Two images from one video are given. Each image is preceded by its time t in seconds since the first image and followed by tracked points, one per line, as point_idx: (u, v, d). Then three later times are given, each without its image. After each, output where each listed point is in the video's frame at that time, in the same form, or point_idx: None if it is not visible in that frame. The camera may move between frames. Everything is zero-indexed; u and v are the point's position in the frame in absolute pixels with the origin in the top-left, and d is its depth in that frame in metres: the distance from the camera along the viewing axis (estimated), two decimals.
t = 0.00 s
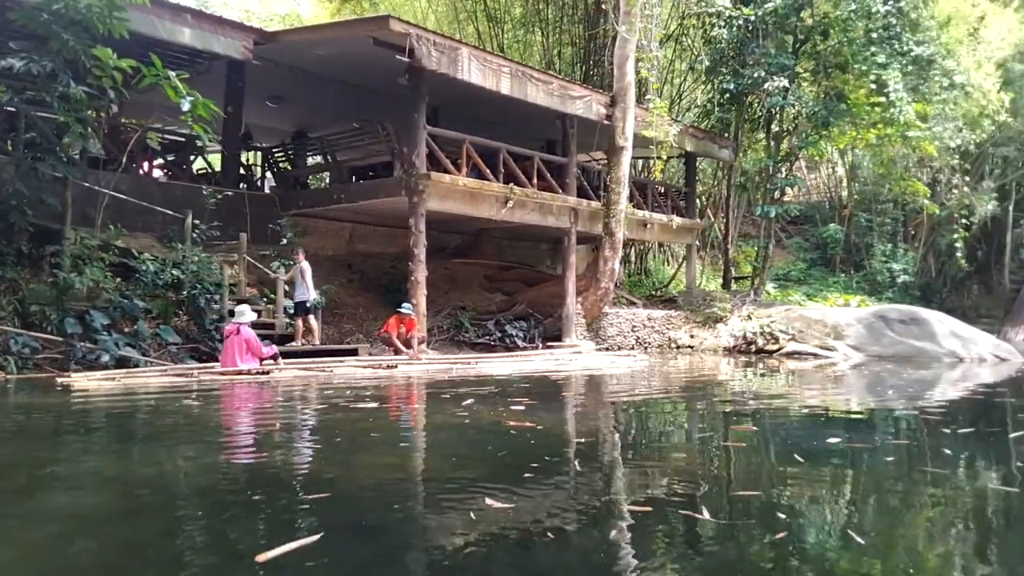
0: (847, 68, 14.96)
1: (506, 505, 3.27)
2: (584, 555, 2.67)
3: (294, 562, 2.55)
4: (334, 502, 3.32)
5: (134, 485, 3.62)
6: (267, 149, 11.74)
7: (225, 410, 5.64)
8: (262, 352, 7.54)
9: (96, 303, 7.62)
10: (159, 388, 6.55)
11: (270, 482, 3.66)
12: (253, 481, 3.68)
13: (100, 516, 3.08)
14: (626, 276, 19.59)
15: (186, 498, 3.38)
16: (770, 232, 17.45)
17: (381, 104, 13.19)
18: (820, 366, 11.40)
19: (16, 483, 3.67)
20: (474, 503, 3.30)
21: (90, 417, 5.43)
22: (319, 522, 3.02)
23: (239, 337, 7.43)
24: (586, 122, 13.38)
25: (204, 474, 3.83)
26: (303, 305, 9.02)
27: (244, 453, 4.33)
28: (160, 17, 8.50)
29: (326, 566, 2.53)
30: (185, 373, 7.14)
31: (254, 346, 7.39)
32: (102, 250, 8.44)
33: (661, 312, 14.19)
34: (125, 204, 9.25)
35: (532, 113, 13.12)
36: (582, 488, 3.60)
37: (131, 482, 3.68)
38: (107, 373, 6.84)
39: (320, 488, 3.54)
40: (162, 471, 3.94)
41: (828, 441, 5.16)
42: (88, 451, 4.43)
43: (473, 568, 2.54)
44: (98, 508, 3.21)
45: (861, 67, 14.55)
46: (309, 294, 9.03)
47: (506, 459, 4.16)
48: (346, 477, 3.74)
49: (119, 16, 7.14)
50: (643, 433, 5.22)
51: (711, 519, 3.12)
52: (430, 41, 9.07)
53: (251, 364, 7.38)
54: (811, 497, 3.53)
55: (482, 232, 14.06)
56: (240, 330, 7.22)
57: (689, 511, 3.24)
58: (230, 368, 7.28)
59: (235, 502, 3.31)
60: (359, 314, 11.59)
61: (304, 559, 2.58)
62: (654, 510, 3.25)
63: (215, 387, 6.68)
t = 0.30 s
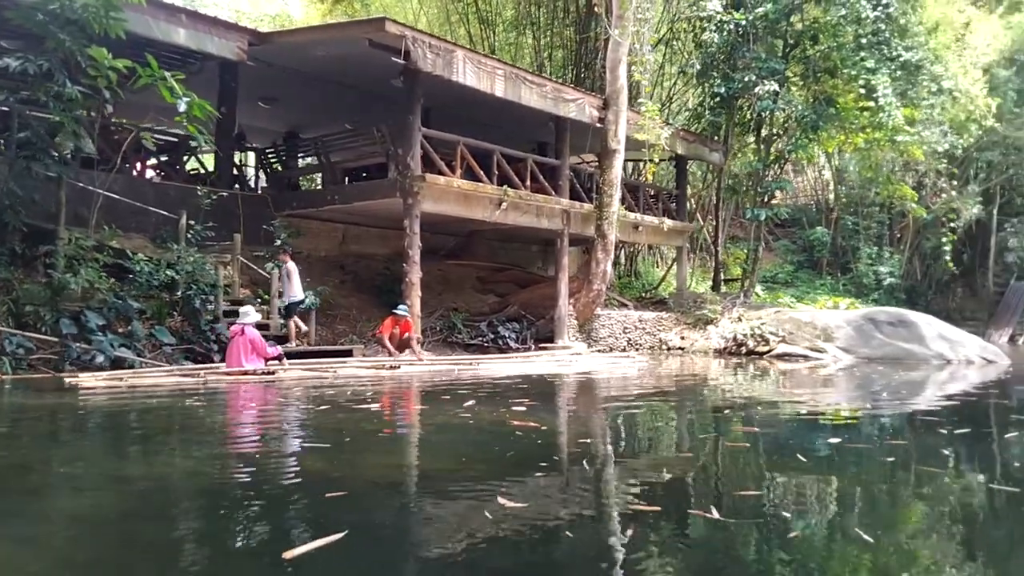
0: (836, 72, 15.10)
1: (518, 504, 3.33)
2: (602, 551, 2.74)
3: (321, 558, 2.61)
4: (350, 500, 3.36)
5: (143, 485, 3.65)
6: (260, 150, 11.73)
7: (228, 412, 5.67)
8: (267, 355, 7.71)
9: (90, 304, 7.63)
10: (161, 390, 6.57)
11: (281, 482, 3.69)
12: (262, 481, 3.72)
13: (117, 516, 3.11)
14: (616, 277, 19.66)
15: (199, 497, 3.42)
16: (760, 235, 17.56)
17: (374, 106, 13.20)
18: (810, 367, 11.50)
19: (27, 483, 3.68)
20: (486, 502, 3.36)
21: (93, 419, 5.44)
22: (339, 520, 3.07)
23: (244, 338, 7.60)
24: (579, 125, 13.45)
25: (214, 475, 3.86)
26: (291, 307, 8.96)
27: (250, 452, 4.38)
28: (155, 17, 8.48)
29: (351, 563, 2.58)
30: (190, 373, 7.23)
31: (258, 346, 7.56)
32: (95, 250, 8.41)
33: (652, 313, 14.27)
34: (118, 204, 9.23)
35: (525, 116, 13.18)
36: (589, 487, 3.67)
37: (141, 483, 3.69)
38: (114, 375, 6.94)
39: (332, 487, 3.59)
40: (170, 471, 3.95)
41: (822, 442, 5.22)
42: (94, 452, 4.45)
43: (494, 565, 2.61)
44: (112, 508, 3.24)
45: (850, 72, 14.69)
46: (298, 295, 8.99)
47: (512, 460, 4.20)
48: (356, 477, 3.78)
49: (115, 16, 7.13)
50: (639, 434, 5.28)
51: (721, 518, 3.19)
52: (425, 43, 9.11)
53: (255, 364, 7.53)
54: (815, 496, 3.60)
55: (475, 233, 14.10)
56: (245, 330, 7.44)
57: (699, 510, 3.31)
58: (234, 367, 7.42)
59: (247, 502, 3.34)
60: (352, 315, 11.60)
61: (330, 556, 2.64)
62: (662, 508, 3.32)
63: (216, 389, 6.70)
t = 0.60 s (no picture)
0: (822, 77, 15.25)
1: (525, 504, 3.39)
2: (610, 549, 2.80)
3: (337, 557, 2.65)
4: (357, 500, 3.39)
5: (146, 486, 3.66)
6: (249, 151, 11.70)
7: (224, 414, 5.67)
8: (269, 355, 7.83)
9: (80, 305, 7.61)
10: (155, 392, 6.56)
11: (285, 482, 3.71)
12: (266, 481, 3.75)
13: (125, 517, 3.12)
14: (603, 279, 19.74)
15: (205, 498, 3.44)
16: (746, 237, 17.68)
17: (363, 107, 13.20)
18: (797, 369, 11.61)
19: (29, 485, 3.67)
20: (493, 502, 3.41)
21: (88, 421, 5.43)
22: (350, 519, 3.10)
23: (245, 339, 7.71)
24: (568, 128, 13.52)
25: (216, 475, 3.87)
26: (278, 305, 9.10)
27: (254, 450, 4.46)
28: (145, 17, 8.45)
29: (367, 561, 2.62)
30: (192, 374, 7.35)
31: (259, 346, 7.66)
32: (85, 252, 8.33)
33: (640, 315, 14.35)
34: (106, 204, 9.18)
35: (515, 118, 13.23)
36: (592, 487, 3.72)
37: (144, 484, 3.70)
38: (116, 374, 7.05)
39: (338, 487, 3.62)
40: (172, 472, 3.96)
41: (812, 443, 5.29)
42: (94, 453, 4.45)
43: (507, 563, 2.65)
44: (120, 508, 3.25)
45: (836, 76, 14.84)
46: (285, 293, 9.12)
47: (511, 461, 4.24)
48: (359, 477, 3.81)
49: (107, 16, 7.10)
50: (633, 435, 5.33)
51: (722, 517, 3.26)
52: (417, 45, 9.14)
53: (256, 364, 7.65)
54: (811, 495, 3.67)
55: (464, 235, 14.13)
56: (244, 331, 7.53)
57: (701, 509, 3.38)
58: (236, 368, 7.54)
59: (254, 502, 3.37)
60: (341, 316, 11.61)
61: (346, 555, 2.68)
62: (664, 508, 3.38)
63: (213, 390, 6.73)
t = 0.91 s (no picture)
0: (806, 80, 15.39)
1: (529, 501, 3.44)
2: (620, 546, 2.86)
3: (352, 554, 2.68)
4: (362, 498, 3.43)
5: (146, 484, 3.67)
6: (236, 149, 11.65)
7: (219, 414, 5.67)
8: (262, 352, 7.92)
9: (66, 303, 7.57)
10: (146, 392, 6.53)
11: (286, 481, 3.73)
12: (268, 479, 3.77)
13: (129, 516, 3.12)
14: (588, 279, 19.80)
15: (210, 496, 3.45)
16: (731, 239, 17.80)
17: (350, 105, 13.17)
18: (781, 368, 11.73)
19: (27, 484, 3.65)
20: (498, 499, 3.45)
21: (80, 420, 5.40)
22: (358, 516, 3.14)
23: (241, 337, 7.77)
24: (556, 128, 13.56)
25: (215, 474, 3.86)
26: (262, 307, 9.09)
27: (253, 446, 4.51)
28: (132, 14, 8.40)
29: (381, 558, 2.66)
30: (192, 372, 7.42)
31: (257, 345, 7.74)
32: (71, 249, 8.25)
33: (626, 315, 14.42)
34: (92, 202, 9.10)
35: (502, 117, 13.26)
36: (593, 486, 3.78)
37: (144, 483, 3.69)
38: (117, 373, 7.13)
39: (340, 485, 3.65)
40: (170, 471, 3.95)
41: (800, 441, 5.37)
42: (90, 453, 4.42)
43: (516, 559, 2.70)
44: (125, 507, 3.26)
45: (820, 79, 14.98)
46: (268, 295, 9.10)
47: (507, 459, 4.27)
48: (360, 475, 3.83)
49: (94, 12, 7.05)
50: (622, 435, 5.39)
51: (721, 514, 3.34)
52: (406, 44, 9.14)
53: (254, 362, 7.70)
54: (806, 493, 3.75)
55: (451, 235, 14.15)
56: (242, 329, 7.65)
57: (700, 506, 3.46)
58: (234, 366, 7.56)
59: (259, 500, 3.39)
60: (329, 315, 11.60)
61: (361, 551, 2.72)
62: (665, 505, 3.44)
63: (208, 388, 6.75)
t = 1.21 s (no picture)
0: (791, 83, 15.50)
1: (534, 499, 3.49)
2: (628, 542, 2.91)
3: (366, 550, 2.72)
4: (368, 496, 3.46)
5: (149, 483, 3.68)
6: (224, 148, 11.60)
7: (215, 414, 5.68)
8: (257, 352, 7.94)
9: (54, 302, 7.52)
10: (138, 393, 6.51)
11: (289, 480, 3.75)
12: (269, 477, 3.80)
13: (137, 515, 3.13)
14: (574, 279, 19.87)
15: (218, 494, 3.48)
16: (716, 241, 17.92)
17: (338, 105, 13.14)
18: (766, 369, 11.85)
19: (26, 483, 3.65)
20: (503, 498, 3.50)
21: (75, 421, 5.38)
22: (366, 514, 3.18)
23: (239, 336, 7.72)
24: (544, 129, 13.62)
25: (216, 474, 3.87)
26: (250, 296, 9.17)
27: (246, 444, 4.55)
28: (121, 11, 8.35)
29: (398, 555, 2.69)
30: (193, 373, 7.51)
31: (257, 344, 7.69)
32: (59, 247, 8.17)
33: (613, 316, 14.50)
34: (79, 201, 9.00)
35: (491, 119, 13.29)
36: (594, 485, 3.83)
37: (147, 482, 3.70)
38: (118, 372, 7.21)
39: (344, 483, 3.68)
40: (169, 471, 3.95)
41: (789, 441, 5.44)
42: (89, 453, 4.42)
43: (526, 554, 2.76)
44: (132, 506, 3.27)
45: (805, 82, 15.10)
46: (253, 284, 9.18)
47: (504, 459, 4.30)
48: (362, 475, 3.86)
49: (84, 10, 7.02)
50: (613, 435, 5.44)
51: (721, 511, 3.41)
52: (397, 45, 9.15)
53: (252, 361, 7.72)
54: (804, 491, 3.82)
55: (439, 235, 14.17)
56: (242, 328, 7.60)
57: (699, 503, 3.53)
58: (232, 366, 7.58)
59: (266, 498, 3.41)
60: (317, 315, 11.59)
61: (376, 548, 2.75)
62: (665, 504, 3.50)
63: (204, 388, 6.77)
